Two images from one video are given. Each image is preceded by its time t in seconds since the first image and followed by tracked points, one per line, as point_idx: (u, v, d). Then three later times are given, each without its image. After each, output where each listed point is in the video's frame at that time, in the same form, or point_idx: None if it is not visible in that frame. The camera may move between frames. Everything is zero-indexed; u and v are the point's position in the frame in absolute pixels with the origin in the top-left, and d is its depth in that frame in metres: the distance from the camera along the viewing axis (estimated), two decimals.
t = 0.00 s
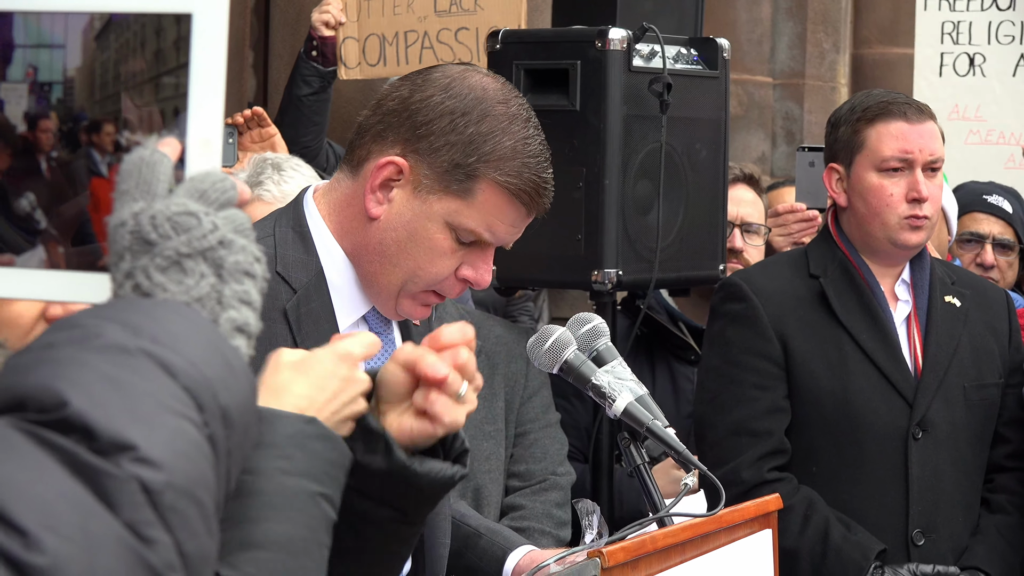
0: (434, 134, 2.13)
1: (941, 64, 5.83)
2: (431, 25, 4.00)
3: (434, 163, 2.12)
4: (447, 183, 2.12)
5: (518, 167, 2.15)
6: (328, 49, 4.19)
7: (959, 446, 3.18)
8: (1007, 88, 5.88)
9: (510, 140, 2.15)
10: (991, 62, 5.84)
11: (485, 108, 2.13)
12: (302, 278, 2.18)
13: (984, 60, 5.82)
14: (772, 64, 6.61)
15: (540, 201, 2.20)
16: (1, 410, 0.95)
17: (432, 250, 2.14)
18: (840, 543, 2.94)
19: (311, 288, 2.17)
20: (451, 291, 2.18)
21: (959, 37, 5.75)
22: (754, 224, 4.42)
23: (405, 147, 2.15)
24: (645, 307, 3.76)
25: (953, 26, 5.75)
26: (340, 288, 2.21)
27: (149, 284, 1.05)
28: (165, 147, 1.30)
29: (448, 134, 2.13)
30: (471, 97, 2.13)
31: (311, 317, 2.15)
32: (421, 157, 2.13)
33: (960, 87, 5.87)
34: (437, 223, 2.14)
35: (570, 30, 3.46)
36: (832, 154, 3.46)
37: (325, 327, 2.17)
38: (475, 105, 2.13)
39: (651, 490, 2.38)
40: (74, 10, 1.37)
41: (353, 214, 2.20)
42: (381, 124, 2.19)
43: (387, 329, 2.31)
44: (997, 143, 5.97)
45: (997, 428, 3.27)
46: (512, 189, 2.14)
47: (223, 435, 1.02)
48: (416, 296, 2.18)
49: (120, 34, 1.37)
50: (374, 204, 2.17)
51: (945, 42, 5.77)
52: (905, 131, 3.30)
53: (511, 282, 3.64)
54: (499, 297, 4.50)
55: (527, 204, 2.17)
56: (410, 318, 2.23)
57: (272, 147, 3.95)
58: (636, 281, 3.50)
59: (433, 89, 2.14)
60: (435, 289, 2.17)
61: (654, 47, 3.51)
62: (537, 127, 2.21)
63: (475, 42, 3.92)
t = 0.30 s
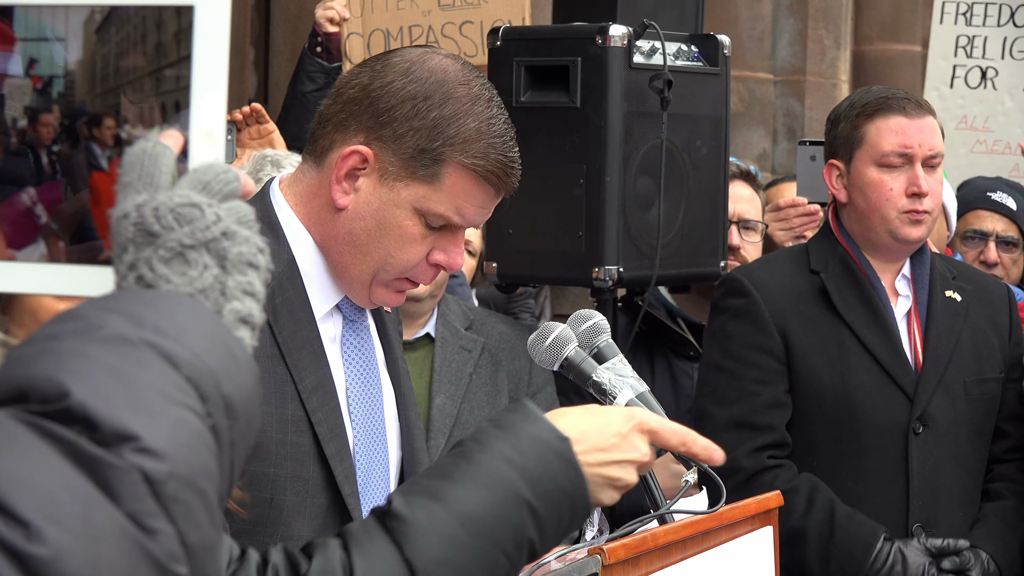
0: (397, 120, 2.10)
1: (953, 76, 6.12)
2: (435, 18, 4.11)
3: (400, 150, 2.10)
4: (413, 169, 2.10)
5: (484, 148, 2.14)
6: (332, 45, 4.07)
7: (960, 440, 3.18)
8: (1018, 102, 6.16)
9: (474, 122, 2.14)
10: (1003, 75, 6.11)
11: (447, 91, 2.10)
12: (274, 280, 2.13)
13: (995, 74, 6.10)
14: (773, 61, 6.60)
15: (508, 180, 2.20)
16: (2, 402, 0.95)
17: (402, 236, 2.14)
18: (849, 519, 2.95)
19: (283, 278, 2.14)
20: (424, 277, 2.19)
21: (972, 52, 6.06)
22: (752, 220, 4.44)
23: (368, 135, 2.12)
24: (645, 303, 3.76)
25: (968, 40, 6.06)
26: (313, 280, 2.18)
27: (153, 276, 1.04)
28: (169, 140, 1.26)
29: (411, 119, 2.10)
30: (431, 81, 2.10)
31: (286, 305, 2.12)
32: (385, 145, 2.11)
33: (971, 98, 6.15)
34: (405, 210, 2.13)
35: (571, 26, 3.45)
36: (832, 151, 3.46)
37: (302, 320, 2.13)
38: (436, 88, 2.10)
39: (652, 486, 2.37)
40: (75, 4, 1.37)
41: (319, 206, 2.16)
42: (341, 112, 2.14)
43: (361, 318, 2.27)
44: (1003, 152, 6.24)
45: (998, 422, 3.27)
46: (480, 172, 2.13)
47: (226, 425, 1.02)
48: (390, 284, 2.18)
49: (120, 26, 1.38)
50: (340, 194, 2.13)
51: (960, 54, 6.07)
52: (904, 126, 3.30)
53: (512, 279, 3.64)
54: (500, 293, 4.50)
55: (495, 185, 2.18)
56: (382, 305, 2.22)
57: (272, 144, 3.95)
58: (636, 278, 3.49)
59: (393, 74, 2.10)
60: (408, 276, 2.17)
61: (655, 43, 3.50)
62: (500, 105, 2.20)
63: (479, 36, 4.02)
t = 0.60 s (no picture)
0: (397, 112, 2.08)
1: (956, 78, 6.11)
2: (433, 17, 4.11)
3: (400, 142, 2.07)
4: (414, 161, 2.08)
5: (484, 140, 2.13)
6: (331, 45, 4.06)
7: (958, 438, 3.17)
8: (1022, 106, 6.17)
9: (474, 113, 2.13)
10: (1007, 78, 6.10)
11: (447, 83, 2.08)
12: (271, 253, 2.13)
13: (1000, 76, 6.09)
14: (774, 58, 6.59)
15: (508, 171, 2.20)
16: (7, 398, 0.94)
17: (402, 230, 2.12)
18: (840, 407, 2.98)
19: (281, 269, 2.12)
20: (426, 270, 2.18)
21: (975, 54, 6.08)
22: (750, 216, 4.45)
23: (367, 128, 2.09)
24: (643, 301, 3.76)
25: (971, 42, 6.10)
26: (310, 273, 2.17)
27: (155, 271, 1.04)
28: (166, 132, 1.17)
29: (411, 112, 2.08)
30: (430, 73, 2.08)
31: (283, 298, 2.11)
32: (384, 138, 2.08)
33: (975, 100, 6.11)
34: (407, 202, 2.11)
35: (571, 23, 3.44)
36: (846, 150, 3.39)
37: (298, 308, 2.12)
38: (435, 81, 2.08)
39: (651, 484, 2.37)
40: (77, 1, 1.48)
41: (318, 200, 2.14)
42: (339, 105, 2.11)
43: (356, 315, 2.27)
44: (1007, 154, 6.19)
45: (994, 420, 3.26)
46: (481, 164, 2.13)
47: (230, 420, 1.02)
48: (391, 277, 2.17)
49: (124, 19, 1.47)
50: (340, 187, 2.11)
51: (962, 57, 6.09)
52: (916, 153, 3.20)
53: (512, 276, 3.63)
54: (501, 291, 4.49)
55: (496, 177, 2.17)
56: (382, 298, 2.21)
57: (272, 141, 3.94)
58: (636, 275, 3.49)
59: (392, 66, 2.08)
60: (409, 269, 2.16)
61: (655, 41, 3.49)
62: (498, 96, 2.18)
63: (477, 34, 4.03)
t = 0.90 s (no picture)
0: (421, 100, 2.15)
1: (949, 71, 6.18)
2: (431, 16, 3.98)
3: (422, 127, 2.14)
4: (434, 147, 2.14)
5: (505, 132, 2.17)
6: (330, 43, 4.13)
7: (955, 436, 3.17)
8: (1013, 95, 6.12)
9: (497, 105, 2.18)
10: (999, 69, 6.08)
11: (470, 73, 2.16)
12: (292, 256, 2.20)
13: (991, 67, 6.08)
14: (772, 57, 6.59)
15: (529, 167, 2.22)
16: (3, 392, 0.94)
17: (420, 216, 2.15)
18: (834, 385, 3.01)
19: (301, 265, 2.20)
20: (443, 262, 2.19)
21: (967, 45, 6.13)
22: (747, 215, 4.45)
23: (392, 115, 2.17)
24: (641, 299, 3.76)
25: (963, 34, 6.12)
26: (333, 271, 2.23)
27: (149, 264, 1.04)
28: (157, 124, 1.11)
29: (434, 99, 2.15)
30: (456, 63, 2.16)
31: (303, 294, 2.18)
32: (408, 124, 2.15)
33: (968, 94, 6.16)
34: (426, 188, 2.15)
35: (569, 22, 3.43)
36: (842, 146, 3.40)
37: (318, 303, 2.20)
38: (460, 71, 2.16)
39: (651, 482, 2.37)
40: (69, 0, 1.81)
41: (342, 186, 2.21)
42: (368, 94, 2.20)
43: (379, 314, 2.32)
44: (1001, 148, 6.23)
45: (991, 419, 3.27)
46: (500, 152, 2.15)
47: (226, 413, 1.02)
48: (408, 267, 2.18)
49: (112, 16, 1.82)
50: (363, 172, 2.18)
51: (954, 49, 6.15)
52: (913, 141, 3.23)
53: (510, 274, 3.63)
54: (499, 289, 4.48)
55: (516, 169, 2.19)
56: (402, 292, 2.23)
57: (271, 140, 3.93)
58: (634, 273, 3.48)
59: (420, 57, 2.17)
60: (426, 258, 2.18)
61: (653, 39, 3.49)
62: (524, 94, 2.24)
63: (476, 34, 3.89)
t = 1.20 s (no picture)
0: (435, 98, 2.14)
1: (949, 68, 6.12)
2: (436, 15, 3.97)
3: (436, 125, 2.13)
4: (447, 145, 2.13)
5: (518, 131, 2.15)
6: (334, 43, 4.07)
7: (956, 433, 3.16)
8: (1013, 93, 6.14)
9: (510, 104, 2.16)
10: (998, 67, 6.10)
11: (485, 72, 2.15)
12: (310, 254, 2.19)
13: (991, 64, 6.08)
14: (774, 54, 6.59)
15: (543, 166, 2.20)
16: (2, 388, 0.94)
17: (432, 215, 2.14)
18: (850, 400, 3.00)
19: (318, 264, 2.18)
20: (454, 262, 2.18)
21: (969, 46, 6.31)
22: (750, 213, 4.44)
23: (406, 112, 2.16)
24: (643, 297, 3.75)
25: (962, 31, 6.08)
26: (348, 266, 2.21)
27: (150, 259, 1.03)
28: (160, 119, 1.12)
29: (449, 97, 2.14)
30: (471, 62, 2.15)
31: (321, 291, 2.16)
32: (421, 122, 2.14)
33: (968, 91, 6.12)
34: (439, 187, 2.14)
35: (571, 19, 3.42)
36: (840, 144, 3.39)
37: (336, 304, 2.17)
38: (475, 70, 2.15)
39: (652, 480, 2.36)
40: None
41: (356, 185, 2.20)
42: (382, 92, 2.20)
43: (396, 311, 2.26)
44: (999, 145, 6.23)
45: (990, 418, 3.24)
46: (514, 152, 2.14)
47: (226, 409, 1.01)
48: (419, 267, 2.17)
49: (111, 13, 1.73)
50: (377, 170, 2.17)
51: (954, 46, 6.09)
52: (912, 141, 3.22)
53: (513, 271, 3.62)
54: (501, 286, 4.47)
55: (529, 169, 2.17)
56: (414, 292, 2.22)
57: (273, 137, 3.92)
58: (636, 271, 3.48)
59: (435, 55, 2.16)
60: (438, 258, 2.16)
61: (656, 36, 3.49)
62: (538, 94, 2.22)
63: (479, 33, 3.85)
